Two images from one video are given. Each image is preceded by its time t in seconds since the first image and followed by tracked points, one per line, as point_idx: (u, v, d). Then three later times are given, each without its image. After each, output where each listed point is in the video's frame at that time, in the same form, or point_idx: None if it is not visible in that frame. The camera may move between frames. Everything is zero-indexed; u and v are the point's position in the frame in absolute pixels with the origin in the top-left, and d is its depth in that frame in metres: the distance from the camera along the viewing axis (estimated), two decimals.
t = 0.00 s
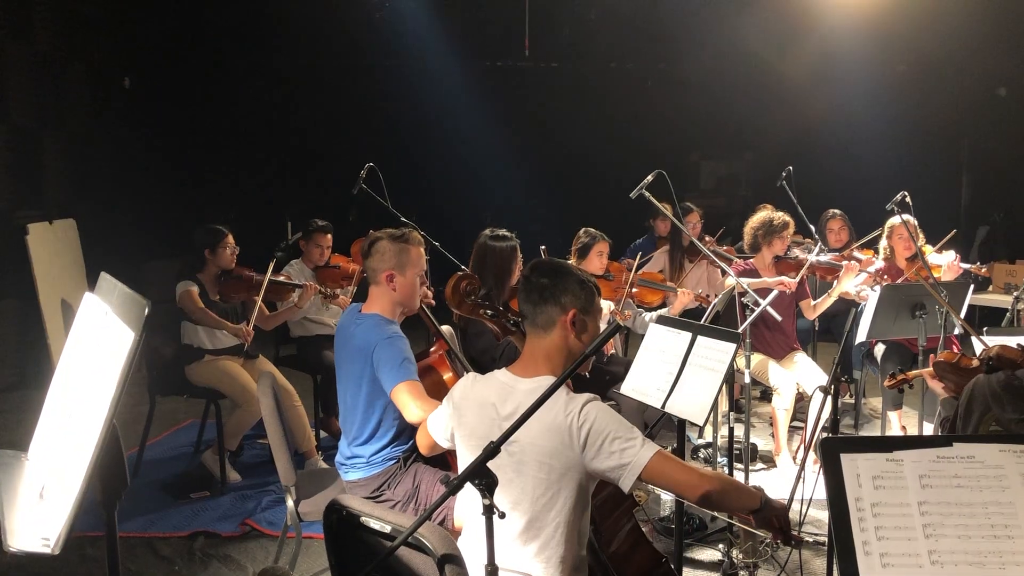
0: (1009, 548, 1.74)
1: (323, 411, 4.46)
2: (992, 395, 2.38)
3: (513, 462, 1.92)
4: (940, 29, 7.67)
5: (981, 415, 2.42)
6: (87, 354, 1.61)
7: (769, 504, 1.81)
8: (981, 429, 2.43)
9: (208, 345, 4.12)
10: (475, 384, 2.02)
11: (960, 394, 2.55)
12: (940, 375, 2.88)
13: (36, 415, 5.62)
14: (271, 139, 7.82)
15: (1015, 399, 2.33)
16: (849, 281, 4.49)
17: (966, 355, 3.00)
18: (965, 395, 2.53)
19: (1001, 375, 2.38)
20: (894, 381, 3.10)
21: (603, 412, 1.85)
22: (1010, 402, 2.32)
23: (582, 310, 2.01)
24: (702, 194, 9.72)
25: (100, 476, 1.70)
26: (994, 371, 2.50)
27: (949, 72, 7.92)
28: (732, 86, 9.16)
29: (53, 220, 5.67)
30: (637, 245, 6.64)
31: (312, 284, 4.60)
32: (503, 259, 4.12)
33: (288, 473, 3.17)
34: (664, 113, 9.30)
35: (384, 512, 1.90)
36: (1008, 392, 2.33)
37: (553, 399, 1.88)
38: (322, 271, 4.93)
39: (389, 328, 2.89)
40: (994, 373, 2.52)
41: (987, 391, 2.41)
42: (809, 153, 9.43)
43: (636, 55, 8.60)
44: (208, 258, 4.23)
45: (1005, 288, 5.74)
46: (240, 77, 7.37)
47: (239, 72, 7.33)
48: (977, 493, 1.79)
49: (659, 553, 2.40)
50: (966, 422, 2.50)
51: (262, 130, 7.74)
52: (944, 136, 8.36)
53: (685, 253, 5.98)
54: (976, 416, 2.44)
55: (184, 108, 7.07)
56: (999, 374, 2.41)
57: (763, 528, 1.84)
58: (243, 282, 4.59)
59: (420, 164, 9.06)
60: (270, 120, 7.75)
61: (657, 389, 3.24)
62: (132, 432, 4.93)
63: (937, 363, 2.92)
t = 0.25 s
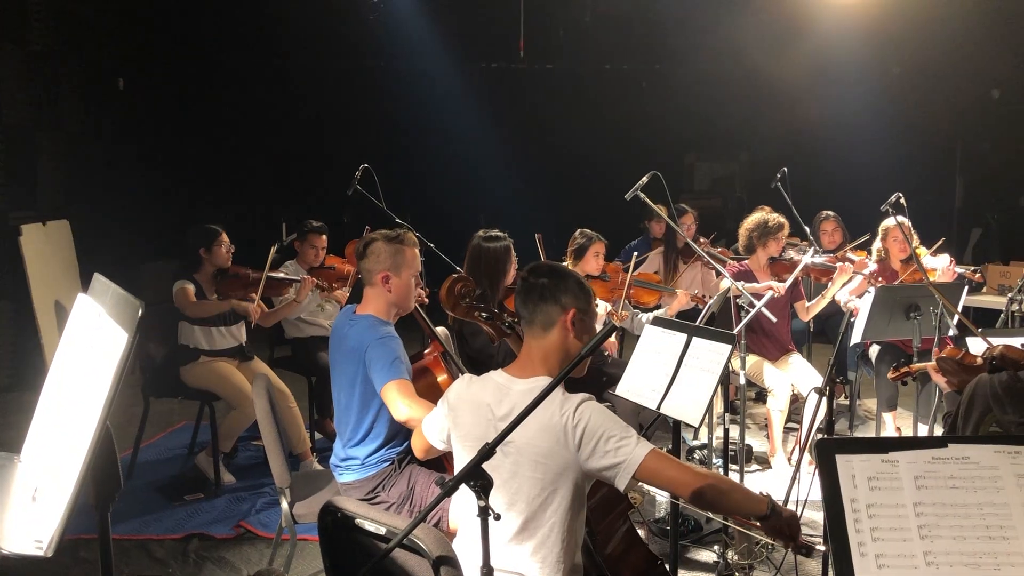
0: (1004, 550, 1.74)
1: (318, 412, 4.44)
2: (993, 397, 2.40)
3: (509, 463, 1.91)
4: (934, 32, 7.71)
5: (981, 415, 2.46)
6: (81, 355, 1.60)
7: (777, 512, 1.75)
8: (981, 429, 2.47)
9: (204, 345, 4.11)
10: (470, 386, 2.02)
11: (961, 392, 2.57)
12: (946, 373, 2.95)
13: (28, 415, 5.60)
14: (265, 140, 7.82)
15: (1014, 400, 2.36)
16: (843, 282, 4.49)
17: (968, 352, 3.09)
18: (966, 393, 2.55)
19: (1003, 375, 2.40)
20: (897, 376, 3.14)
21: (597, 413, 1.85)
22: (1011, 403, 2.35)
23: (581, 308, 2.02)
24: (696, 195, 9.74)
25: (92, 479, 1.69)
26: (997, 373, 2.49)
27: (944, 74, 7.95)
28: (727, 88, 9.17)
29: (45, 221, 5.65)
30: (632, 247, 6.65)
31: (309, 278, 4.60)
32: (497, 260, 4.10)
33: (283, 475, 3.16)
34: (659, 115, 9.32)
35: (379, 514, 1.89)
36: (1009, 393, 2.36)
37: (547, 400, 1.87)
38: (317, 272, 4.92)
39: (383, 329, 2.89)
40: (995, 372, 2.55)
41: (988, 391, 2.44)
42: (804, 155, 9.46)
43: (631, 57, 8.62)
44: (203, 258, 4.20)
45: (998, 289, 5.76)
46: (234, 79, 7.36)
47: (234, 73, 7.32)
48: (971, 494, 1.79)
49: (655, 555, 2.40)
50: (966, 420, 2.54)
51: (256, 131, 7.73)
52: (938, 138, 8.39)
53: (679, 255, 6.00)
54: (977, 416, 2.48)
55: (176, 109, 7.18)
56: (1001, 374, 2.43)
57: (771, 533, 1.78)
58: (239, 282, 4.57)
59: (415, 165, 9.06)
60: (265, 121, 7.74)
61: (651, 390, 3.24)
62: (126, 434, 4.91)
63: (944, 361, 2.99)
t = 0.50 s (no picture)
0: (1001, 549, 1.75)
1: (314, 412, 4.44)
2: (994, 397, 2.50)
3: (506, 463, 1.91)
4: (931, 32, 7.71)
5: (981, 416, 2.56)
6: (77, 355, 1.59)
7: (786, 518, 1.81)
8: (981, 430, 2.57)
9: (202, 346, 4.10)
10: (467, 384, 2.02)
11: (964, 391, 2.68)
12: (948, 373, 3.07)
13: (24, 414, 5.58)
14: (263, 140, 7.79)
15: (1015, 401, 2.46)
16: (839, 281, 4.48)
17: (970, 353, 3.20)
18: (968, 394, 2.66)
19: (1004, 376, 2.51)
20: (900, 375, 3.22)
21: (594, 413, 1.85)
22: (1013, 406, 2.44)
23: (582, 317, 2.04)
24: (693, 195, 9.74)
25: (88, 479, 1.68)
26: (999, 373, 2.56)
27: (941, 75, 7.95)
28: (724, 88, 9.16)
29: (40, 221, 5.63)
30: (629, 246, 6.66)
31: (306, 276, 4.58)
32: (494, 260, 4.09)
33: (279, 475, 3.15)
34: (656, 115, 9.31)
35: (375, 514, 1.89)
36: (1009, 395, 2.45)
37: (545, 399, 1.88)
38: (313, 271, 4.91)
39: (381, 328, 2.88)
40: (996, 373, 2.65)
41: (988, 391, 2.54)
42: (800, 155, 9.46)
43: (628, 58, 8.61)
44: (199, 259, 4.19)
45: (994, 289, 5.77)
46: (232, 78, 7.32)
47: (231, 73, 7.30)
48: (968, 494, 1.80)
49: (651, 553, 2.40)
50: (967, 419, 2.65)
51: (254, 131, 7.70)
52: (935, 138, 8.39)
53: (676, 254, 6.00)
54: (978, 416, 2.58)
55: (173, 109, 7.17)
56: (1002, 376, 2.53)
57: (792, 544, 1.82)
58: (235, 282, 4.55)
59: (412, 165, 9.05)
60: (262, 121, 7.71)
61: (648, 390, 3.24)
62: (121, 433, 4.89)
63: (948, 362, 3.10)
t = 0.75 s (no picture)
0: (1000, 548, 1.74)
1: (313, 411, 4.43)
2: (992, 395, 2.50)
3: (505, 462, 1.91)
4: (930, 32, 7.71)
5: (980, 415, 2.55)
6: (74, 355, 1.58)
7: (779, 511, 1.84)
8: (980, 428, 2.56)
9: (198, 345, 4.10)
10: (465, 384, 2.01)
11: (961, 391, 2.67)
12: (947, 371, 3.09)
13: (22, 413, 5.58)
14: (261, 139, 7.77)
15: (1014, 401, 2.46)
16: (839, 280, 4.47)
17: (966, 352, 3.19)
18: (966, 392, 2.65)
19: (1002, 376, 2.49)
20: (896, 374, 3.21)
21: (593, 412, 1.85)
22: (1009, 405, 2.45)
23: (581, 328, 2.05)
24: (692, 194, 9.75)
25: (85, 478, 1.68)
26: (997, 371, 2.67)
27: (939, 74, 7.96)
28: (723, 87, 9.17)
29: (38, 220, 5.62)
30: (627, 245, 6.66)
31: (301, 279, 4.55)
32: (492, 259, 4.08)
33: (278, 474, 3.15)
34: (655, 114, 9.31)
35: (373, 513, 1.88)
36: (1007, 394, 2.45)
37: (545, 399, 1.87)
38: (312, 270, 4.90)
39: (380, 326, 2.88)
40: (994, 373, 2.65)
41: (986, 391, 2.54)
42: (799, 154, 9.46)
43: (627, 56, 8.60)
44: (193, 261, 4.17)
45: (993, 287, 5.77)
46: (230, 77, 7.30)
47: (230, 71, 7.27)
48: (967, 493, 1.79)
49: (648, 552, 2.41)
50: (965, 419, 2.64)
51: (252, 130, 7.68)
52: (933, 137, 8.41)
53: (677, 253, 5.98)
54: (976, 415, 2.57)
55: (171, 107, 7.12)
56: (999, 375, 2.52)
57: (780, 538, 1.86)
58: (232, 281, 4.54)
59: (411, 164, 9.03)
60: (261, 120, 7.69)
61: (647, 389, 3.24)
62: (119, 432, 4.89)
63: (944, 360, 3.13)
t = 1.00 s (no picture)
0: (1000, 547, 1.74)
1: (312, 410, 4.42)
2: (989, 393, 2.51)
3: (504, 461, 1.91)
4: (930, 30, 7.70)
5: (977, 415, 2.55)
6: (73, 354, 1.58)
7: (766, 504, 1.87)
8: (977, 426, 2.56)
9: (196, 344, 4.10)
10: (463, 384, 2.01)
11: (957, 391, 2.68)
12: (942, 373, 3.10)
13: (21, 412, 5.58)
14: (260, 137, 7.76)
15: (1012, 400, 2.45)
16: (839, 279, 4.47)
17: (962, 352, 3.17)
18: (962, 392, 2.66)
19: (998, 375, 2.50)
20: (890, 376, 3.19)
21: (594, 411, 1.85)
22: (1005, 404, 2.45)
23: (581, 330, 2.07)
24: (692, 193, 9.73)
25: (85, 477, 1.68)
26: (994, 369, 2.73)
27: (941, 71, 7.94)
28: (722, 85, 9.15)
29: (37, 218, 5.61)
30: (627, 244, 6.65)
31: (300, 279, 4.55)
32: (492, 257, 4.07)
33: (277, 473, 3.14)
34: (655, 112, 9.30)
35: (374, 512, 1.88)
36: (1004, 393, 2.46)
37: (545, 397, 1.87)
38: (311, 269, 4.89)
39: (380, 325, 2.88)
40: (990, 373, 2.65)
41: (983, 389, 2.54)
42: (798, 152, 9.45)
43: (626, 55, 8.59)
44: (191, 260, 4.16)
45: (992, 286, 5.77)
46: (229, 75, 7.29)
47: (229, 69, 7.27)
48: (967, 492, 1.79)
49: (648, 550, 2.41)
50: (961, 419, 2.64)
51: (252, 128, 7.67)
52: (933, 135, 8.41)
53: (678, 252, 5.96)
54: (973, 415, 2.58)
55: (171, 106, 7.12)
56: (995, 374, 2.53)
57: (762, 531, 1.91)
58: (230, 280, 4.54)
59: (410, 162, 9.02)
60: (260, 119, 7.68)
61: (646, 389, 3.24)
62: (118, 431, 4.88)
63: (937, 361, 3.11)
